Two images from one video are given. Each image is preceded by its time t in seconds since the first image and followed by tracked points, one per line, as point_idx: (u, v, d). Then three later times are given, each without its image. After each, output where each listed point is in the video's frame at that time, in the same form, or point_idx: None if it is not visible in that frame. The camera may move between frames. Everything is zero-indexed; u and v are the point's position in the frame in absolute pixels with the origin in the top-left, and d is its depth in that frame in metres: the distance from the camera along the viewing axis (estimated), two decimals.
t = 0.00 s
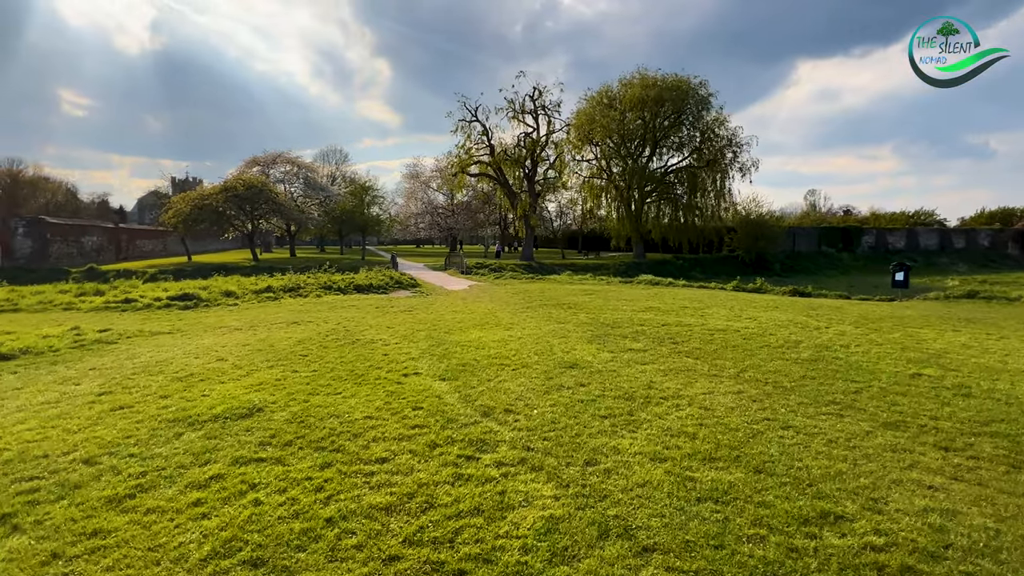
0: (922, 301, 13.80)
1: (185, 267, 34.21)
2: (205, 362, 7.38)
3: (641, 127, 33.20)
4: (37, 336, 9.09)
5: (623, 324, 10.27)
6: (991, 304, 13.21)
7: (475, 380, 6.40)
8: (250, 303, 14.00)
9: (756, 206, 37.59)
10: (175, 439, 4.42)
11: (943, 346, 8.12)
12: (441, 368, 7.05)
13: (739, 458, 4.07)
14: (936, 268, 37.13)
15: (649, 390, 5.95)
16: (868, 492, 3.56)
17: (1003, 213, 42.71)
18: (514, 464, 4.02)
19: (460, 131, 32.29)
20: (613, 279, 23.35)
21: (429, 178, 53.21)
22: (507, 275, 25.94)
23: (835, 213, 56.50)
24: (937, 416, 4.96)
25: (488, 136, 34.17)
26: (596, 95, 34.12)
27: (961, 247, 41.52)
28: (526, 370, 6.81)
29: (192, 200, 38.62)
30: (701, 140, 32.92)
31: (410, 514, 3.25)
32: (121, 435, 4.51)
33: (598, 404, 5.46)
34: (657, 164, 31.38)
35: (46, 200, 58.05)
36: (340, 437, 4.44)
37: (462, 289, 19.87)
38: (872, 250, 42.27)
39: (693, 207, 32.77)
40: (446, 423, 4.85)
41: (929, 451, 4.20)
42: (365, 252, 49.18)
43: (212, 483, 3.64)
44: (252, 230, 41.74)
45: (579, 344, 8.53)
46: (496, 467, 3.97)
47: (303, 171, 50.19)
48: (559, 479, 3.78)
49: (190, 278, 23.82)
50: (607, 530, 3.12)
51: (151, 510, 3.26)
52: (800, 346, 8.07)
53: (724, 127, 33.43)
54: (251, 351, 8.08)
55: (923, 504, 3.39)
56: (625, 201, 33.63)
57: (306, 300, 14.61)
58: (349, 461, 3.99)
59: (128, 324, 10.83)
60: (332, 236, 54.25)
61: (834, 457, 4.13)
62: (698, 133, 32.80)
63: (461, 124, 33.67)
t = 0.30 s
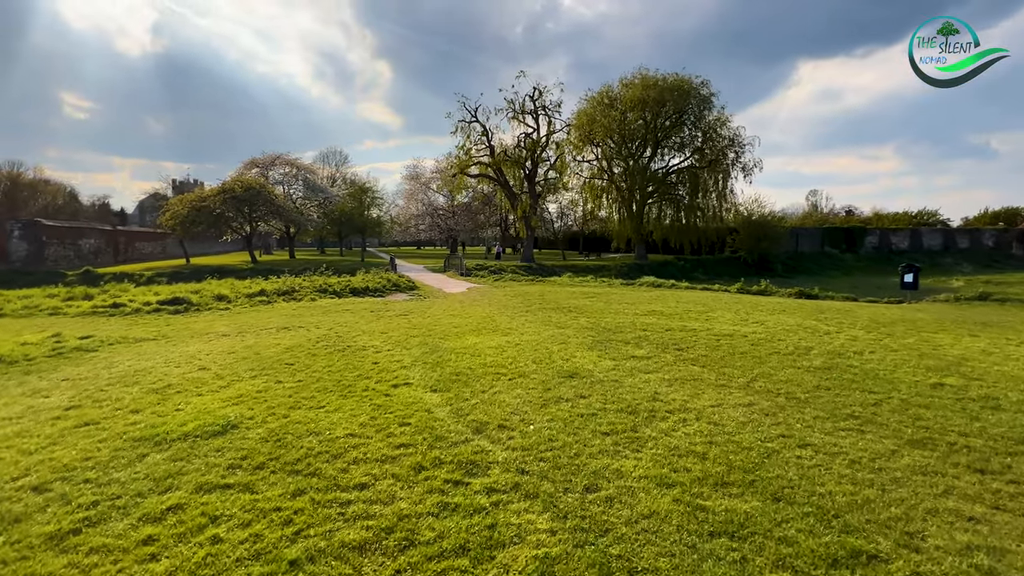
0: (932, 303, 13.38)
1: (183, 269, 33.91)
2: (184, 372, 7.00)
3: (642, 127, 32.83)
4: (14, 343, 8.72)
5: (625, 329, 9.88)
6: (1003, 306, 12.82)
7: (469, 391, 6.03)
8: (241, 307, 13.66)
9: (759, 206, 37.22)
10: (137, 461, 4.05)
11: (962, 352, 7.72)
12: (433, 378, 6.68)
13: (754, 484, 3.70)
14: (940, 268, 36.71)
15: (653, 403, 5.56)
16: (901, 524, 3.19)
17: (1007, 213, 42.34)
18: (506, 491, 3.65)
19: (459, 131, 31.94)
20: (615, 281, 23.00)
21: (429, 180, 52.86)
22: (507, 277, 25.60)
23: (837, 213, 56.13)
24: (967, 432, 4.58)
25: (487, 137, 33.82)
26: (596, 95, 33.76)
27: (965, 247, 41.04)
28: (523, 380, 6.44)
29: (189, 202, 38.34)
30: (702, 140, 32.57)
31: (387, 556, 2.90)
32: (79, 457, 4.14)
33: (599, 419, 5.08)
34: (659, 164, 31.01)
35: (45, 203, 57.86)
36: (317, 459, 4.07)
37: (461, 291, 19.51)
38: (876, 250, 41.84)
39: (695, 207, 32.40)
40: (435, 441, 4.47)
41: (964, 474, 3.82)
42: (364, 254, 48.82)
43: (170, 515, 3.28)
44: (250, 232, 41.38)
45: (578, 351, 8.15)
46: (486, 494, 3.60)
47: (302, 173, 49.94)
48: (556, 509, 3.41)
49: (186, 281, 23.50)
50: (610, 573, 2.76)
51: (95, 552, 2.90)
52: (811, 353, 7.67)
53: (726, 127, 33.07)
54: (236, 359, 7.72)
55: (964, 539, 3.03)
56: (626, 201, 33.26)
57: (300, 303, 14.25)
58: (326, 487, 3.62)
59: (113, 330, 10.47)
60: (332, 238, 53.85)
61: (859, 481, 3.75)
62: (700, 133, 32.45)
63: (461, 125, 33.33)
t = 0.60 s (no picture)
0: (952, 305, 12.89)
1: (186, 268, 33.77)
2: (172, 376, 6.68)
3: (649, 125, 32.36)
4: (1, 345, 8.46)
5: (633, 332, 9.49)
6: None
7: (469, 399, 5.66)
8: (239, 307, 13.37)
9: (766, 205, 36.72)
10: (103, 477, 3.72)
11: (992, 358, 7.28)
12: (431, 383, 6.32)
13: (782, 510, 3.32)
14: (952, 269, 36.01)
15: (666, 413, 5.17)
16: (953, 562, 2.81)
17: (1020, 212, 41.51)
18: (505, 516, 3.29)
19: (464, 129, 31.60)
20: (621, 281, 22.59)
21: (434, 179, 52.51)
22: (512, 277, 25.26)
23: (845, 213, 55.39)
24: (1011, 449, 4.18)
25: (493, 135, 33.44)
26: (603, 92, 33.29)
27: (977, 247, 40.19)
28: (528, 387, 6.06)
29: (194, 201, 38.25)
30: (710, 138, 32.08)
31: None
32: (42, 472, 3.82)
33: (608, 430, 4.72)
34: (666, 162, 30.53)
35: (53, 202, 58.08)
36: (300, 477, 3.73)
37: (464, 291, 19.17)
38: (886, 250, 41.16)
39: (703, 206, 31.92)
40: (430, 456, 4.12)
41: (1017, 501, 3.43)
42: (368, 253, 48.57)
43: (130, 544, 2.95)
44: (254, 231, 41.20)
45: (585, 354, 7.76)
46: (483, 519, 3.25)
47: (307, 172, 49.78)
48: (560, 538, 3.04)
49: (187, 281, 23.29)
50: None
51: None
52: (832, 358, 7.25)
53: (734, 125, 32.57)
54: (227, 362, 7.39)
55: None
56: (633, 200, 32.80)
57: (299, 303, 13.95)
58: (306, 511, 3.28)
59: (105, 331, 10.19)
60: (336, 237, 53.62)
61: (900, 506, 3.38)
62: (707, 130, 31.97)
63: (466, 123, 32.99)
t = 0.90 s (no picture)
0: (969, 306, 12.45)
1: (187, 267, 33.55)
2: (153, 381, 6.35)
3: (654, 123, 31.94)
4: None
5: (640, 333, 9.12)
6: None
7: (465, 406, 5.31)
8: (235, 307, 13.06)
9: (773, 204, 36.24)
10: (58, 496, 3.40)
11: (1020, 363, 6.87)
12: (426, 388, 5.97)
13: (808, 540, 2.96)
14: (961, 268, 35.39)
15: (676, 423, 4.80)
16: None
17: None
18: (498, 544, 2.94)
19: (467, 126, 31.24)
20: (625, 280, 22.20)
21: (437, 177, 52.20)
22: (514, 276, 24.90)
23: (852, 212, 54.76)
24: None
25: (496, 133, 33.06)
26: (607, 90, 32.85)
27: (987, 246, 39.56)
28: (528, 393, 5.70)
29: (195, 199, 38.06)
30: (716, 136, 31.62)
31: None
32: None
33: (613, 442, 4.36)
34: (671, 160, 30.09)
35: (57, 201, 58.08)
36: (274, 496, 3.39)
37: (465, 290, 18.83)
38: (894, 250, 40.57)
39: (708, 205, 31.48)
40: (418, 472, 3.77)
41: None
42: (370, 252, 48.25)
43: None
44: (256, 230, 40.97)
45: (589, 358, 7.40)
46: (472, 549, 2.90)
47: (309, 170, 49.53)
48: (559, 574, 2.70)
49: (187, 279, 23.06)
50: None
51: None
52: (851, 363, 6.85)
53: (740, 123, 32.11)
54: (213, 365, 7.06)
55: None
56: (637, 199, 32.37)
57: (296, 303, 13.63)
58: (276, 538, 2.94)
59: (94, 331, 9.89)
60: (339, 236, 53.35)
61: (941, 536, 3.02)
62: (713, 128, 31.51)
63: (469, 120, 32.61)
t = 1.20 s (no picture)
0: (981, 306, 12.07)
1: (184, 265, 33.22)
2: (126, 387, 5.97)
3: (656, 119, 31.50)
4: None
5: (642, 335, 8.73)
6: None
7: (455, 416, 4.93)
8: (225, 307, 12.68)
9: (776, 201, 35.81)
10: None
11: None
12: (414, 395, 5.59)
13: None
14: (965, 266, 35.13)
15: (684, 436, 4.42)
16: None
17: None
18: None
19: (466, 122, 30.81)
20: (627, 278, 21.80)
21: (437, 174, 51.78)
22: (514, 274, 24.49)
23: (854, 209, 54.27)
24: None
25: (496, 129, 32.63)
26: (608, 86, 32.38)
27: (991, 244, 39.25)
28: (523, 401, 5.32)
29: (192, 196, 37.72)
30: (718, 132, 31.18)
31: None
32: None
33: (615, 458, 3.99)
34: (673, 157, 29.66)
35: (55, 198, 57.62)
36: (233, 526, 3.03)
37: (463, 289, 18.47)
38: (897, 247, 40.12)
39: (710, 202, 31.07)
40: (397, 495, 3.39)
41: None
42: (370, 250, 47.89)
43: None
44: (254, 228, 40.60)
45: (588, 361, 7.01)
46: None
47: (308, 167, 49.16)
48: None
49: (183, 278, 22.73)
50: None
51: None
52: (867, 367, 6.47)
53: (743, 119, 31.66)
54: (192, 369, 6.68)
55: None
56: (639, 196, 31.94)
57: (288, 302, 13.26)
58: None
59: (76, 331, 9.54)
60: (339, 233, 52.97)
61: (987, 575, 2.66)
62: (716, 124, 31.06)
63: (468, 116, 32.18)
